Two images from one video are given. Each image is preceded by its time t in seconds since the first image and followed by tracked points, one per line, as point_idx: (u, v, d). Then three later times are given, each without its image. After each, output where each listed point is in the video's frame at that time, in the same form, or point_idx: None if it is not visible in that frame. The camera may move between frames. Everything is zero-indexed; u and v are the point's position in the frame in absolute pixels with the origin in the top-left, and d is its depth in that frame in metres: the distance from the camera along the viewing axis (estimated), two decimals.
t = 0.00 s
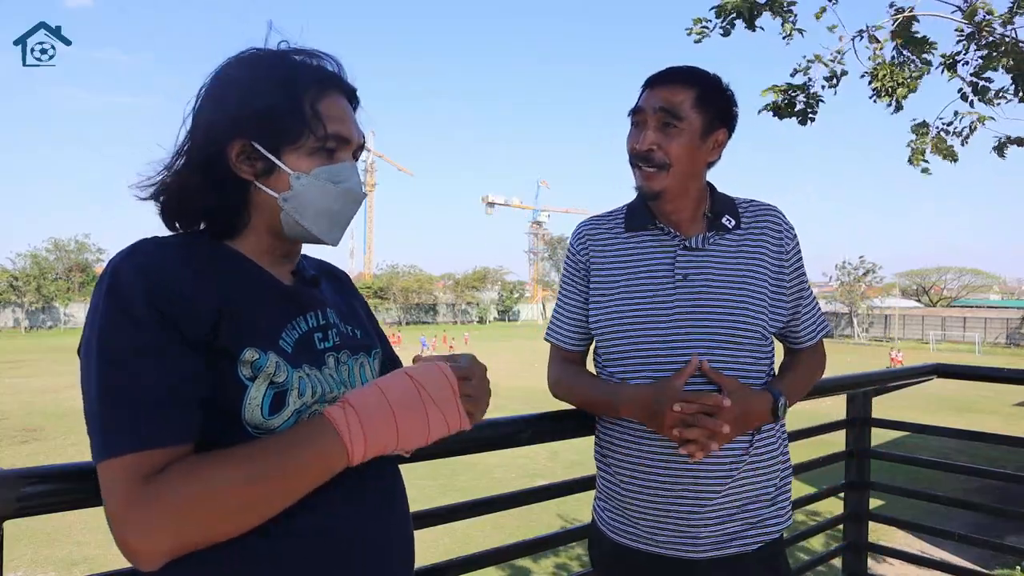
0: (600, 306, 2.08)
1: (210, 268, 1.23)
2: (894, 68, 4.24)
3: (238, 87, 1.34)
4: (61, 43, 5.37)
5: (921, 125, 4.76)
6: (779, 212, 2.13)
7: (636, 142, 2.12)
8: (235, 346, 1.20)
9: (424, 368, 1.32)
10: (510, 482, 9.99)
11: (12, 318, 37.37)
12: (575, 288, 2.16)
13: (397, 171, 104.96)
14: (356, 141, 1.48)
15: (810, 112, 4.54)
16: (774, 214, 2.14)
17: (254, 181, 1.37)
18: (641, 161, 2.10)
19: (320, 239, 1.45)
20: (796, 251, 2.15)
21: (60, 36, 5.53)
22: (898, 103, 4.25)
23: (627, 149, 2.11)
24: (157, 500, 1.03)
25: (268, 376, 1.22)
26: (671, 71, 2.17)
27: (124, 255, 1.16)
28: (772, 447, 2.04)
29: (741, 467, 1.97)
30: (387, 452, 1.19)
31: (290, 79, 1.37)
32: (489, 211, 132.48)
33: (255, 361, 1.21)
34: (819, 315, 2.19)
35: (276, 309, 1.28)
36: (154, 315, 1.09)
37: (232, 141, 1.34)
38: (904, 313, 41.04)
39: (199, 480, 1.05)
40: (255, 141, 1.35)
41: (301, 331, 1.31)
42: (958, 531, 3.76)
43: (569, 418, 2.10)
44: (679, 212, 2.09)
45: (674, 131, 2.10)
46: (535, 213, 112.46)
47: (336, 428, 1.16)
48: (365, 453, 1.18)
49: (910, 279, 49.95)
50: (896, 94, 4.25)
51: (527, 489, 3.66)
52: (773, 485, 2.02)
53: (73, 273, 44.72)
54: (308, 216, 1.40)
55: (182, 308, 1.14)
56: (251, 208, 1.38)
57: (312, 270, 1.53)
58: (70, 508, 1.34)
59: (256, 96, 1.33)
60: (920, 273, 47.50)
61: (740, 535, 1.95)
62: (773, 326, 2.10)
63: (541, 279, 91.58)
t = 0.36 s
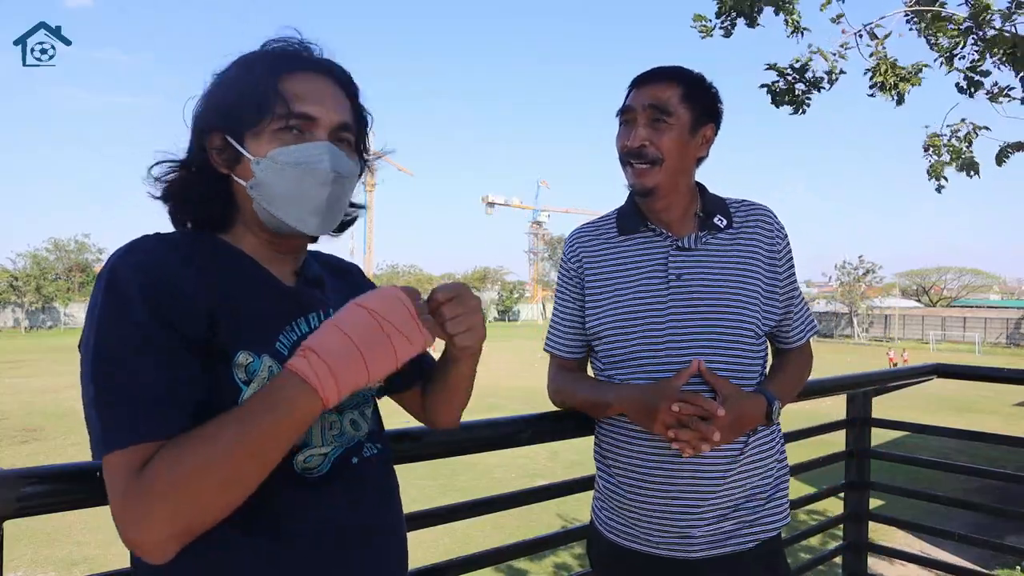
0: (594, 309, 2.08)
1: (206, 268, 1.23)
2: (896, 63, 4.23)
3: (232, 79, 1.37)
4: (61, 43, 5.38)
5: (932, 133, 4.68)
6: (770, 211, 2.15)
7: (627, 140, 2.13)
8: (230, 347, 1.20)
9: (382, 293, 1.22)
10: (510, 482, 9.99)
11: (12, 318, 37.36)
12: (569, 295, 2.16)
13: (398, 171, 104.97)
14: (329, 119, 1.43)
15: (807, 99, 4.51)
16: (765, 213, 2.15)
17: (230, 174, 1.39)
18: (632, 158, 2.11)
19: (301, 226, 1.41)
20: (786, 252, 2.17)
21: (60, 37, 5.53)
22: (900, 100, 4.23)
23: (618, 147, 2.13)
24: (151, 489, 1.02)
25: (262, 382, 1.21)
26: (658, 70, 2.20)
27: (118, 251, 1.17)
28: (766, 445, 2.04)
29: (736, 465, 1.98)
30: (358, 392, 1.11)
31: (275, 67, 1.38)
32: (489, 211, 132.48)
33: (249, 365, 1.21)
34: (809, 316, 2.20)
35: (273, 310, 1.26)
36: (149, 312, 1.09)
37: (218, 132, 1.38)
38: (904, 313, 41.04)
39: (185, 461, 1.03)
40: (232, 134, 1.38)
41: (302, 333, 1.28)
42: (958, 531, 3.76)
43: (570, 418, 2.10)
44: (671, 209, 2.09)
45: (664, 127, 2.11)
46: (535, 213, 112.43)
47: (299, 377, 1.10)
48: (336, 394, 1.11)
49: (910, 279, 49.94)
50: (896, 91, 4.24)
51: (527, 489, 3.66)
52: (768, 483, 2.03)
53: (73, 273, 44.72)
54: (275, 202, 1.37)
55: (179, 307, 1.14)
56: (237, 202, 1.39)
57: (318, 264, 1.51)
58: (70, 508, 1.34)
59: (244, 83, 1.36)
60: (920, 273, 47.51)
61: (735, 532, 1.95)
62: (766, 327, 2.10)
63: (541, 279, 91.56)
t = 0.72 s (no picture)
0: (592, 308, 2.06)
1: (200, 268, 1.21)
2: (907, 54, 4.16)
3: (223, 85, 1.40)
4: (62, 42, 5.37)
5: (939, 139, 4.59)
6: (765, 207, 2.16)
7: (624, 136, 2.13)
8: (222, 348, 1.18)
9: (406, 335, 1.21)
10: (510, 482, 9.98)
11: (12, 319, 37.34)
12: (565, 294, 2.13)
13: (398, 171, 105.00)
14: (310, 112, 1.41)
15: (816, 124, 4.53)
16: (760, 208, 2.17)
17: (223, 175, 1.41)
18: (629, 154, 2.11)
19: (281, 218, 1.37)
20: (781, 246, 2.18)
21: (61, 36, 5.52)
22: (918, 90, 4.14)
23: (615, 143, 2.13)
24: (147, 493, 1.02)
25: (250, 385, 1.19)
26: (651, 66, 2.20)
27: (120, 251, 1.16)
28: (765, 436, 2.07)
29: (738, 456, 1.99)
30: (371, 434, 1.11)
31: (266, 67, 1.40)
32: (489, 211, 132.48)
33: (237, 367, 1.19)
34: (803, 310, 2.22)
35: (268, 312, 1.25)
36: (143, 314, 1.09)
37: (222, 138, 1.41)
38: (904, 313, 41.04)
39: (181, 471, 1.03)
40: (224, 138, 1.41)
41: (298, 333, 1.28)
42: (958, 531, 3.76)
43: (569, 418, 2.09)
44: (667, 205, 2.10)
45: (661, 122, 2.11)
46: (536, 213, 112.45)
47: (308, 414, 1.09)
48: (342, 435, 1.10)
49: (910, 279, 49.93)
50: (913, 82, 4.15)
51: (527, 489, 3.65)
52: (769, 473, 2.06)
53: (73, 273, 44.72)
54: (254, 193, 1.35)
55: (174, 310, 1.13)
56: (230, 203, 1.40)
57: (326, 266, 1.50)
58: (69, 508, 1.34)
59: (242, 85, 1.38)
60: (920, 273, 47.51)
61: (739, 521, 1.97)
62: (763, 321, 2.12)
63: (541, 279, 91.56)
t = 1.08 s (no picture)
0: (603, 305, 2.05)
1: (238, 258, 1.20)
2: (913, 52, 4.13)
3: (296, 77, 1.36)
4: (61, 42, 5.35)
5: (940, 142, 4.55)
6: (780, 214, 2.15)
7: (642, 134, 2.11)
8: (267, 343, 1.18)
9: (418, 307, 1.22)
10: (510, 482, 9.98)
11: (12, 319, 37.34)
12: (578, 288, 2.12)
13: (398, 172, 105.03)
14: (384, 125, 1.42)
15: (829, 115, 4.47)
16: (775, 215, 2.15)
17: (278, 168, 1.39)
18: (647, 152, 2.10)
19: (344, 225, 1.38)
20: (793, 251, 2.17)
21: (59, 35, 5.49)
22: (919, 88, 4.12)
23: (632, 141, 2.11)
24: (195, 483, 1.02)
25: (294, 383, 1.19)
26: (671, 64, 2.18)
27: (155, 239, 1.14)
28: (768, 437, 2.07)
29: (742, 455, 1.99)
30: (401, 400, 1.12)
31: (340, 73, 1.37)
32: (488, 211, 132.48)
33: (283, 365, 1.19)
34: (811, 315, 2.20)
35: (308, 308, 1.25)
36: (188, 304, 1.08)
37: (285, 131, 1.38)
38: (904, 313, 41.05)
39: (219, 458, 1.03)
40: (284, 128, 1.38)
41: (333, 331, 1.27)
42: (958, 531, 3.75)
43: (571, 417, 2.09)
44: (684, 206, 2.09)
45: (680, 121, 2.10)
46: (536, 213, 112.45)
47: (343, 384, 1.09)
48: (376, 401, 1.11)
49: (910, 279, 49.90)
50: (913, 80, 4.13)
51: (527, 489, 3.65)
52: (771, 473, 2.05)
53: (73, 274, 44.72)
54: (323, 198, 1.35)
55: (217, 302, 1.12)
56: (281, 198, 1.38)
57: (350, 270, 1.49)
58: (70, 508, 1.34)
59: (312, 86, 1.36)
60: (920, 272, 47.53)
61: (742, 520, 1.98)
62: (770, 326, 2.12)
63: (541, 279, 91.57)
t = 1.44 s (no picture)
0: (638, 301, 2.05)
1: (278, 258, 1.17)
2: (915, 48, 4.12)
3: (250, 62, 1.21)
4: (60, 42, 5.35)
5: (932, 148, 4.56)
6: (829, 228, 2.14)
7: (706, 132, 2.08)
8: (299, 347, 1.15)
9: (513, 362, 1.27)
10: (510, 482, 9.97)
11: (12, 319, 37.34)
12: (612, 279, 2.11)
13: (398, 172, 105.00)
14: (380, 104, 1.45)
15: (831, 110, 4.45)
16: (822, 228, 2.15)
17: (322, 154, 1.27)
18: (707, 151, 2.06)
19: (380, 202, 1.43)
20: (838, 273, 2.17)
21: (59, 36, 5.50)
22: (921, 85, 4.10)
23: (695, 138, 2.08)
24: (272, 510, 1.02)
25: (329, 384, 1.18)
26: (747, 62, 2.14)
27: (204, 247, 1.12)
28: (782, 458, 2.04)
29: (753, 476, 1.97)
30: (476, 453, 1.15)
31: (309, 58, 1.26)
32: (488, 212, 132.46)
33: (317, 368, 1.16)
34: (844, 341, 2.20)
35: (331, 308, 1.23)
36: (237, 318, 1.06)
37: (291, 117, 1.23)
38: (904, 313, 41.03)
39: (300, 484, 1.04)
40: (321, 113, 1.25)
41: (347, 325, 1.25)
42: (958, 531, 3.75)
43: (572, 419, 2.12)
44: (736, 210, 2.05)
45: (747, 124, 2.07)
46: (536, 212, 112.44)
47: (428, 433, 1.14)
48: (458, 455, 1.15)
49: (910, 279, 49.89)
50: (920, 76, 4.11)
51: (528, 489, 3.65)
52: (781, 499, 2.02)
53: (73, 274, 44.73)
54: (370, 178, 1.39)
55: (259, 313, 1.10)
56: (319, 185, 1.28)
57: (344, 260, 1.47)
58: (71, 508, 1.34)
59: (290, 75, 1.22)
60: (920, 272, 47.54)
61: (745, 545, 1.94)
62: (800, 346, 2.12)
63: (541, 279, 91.57)
